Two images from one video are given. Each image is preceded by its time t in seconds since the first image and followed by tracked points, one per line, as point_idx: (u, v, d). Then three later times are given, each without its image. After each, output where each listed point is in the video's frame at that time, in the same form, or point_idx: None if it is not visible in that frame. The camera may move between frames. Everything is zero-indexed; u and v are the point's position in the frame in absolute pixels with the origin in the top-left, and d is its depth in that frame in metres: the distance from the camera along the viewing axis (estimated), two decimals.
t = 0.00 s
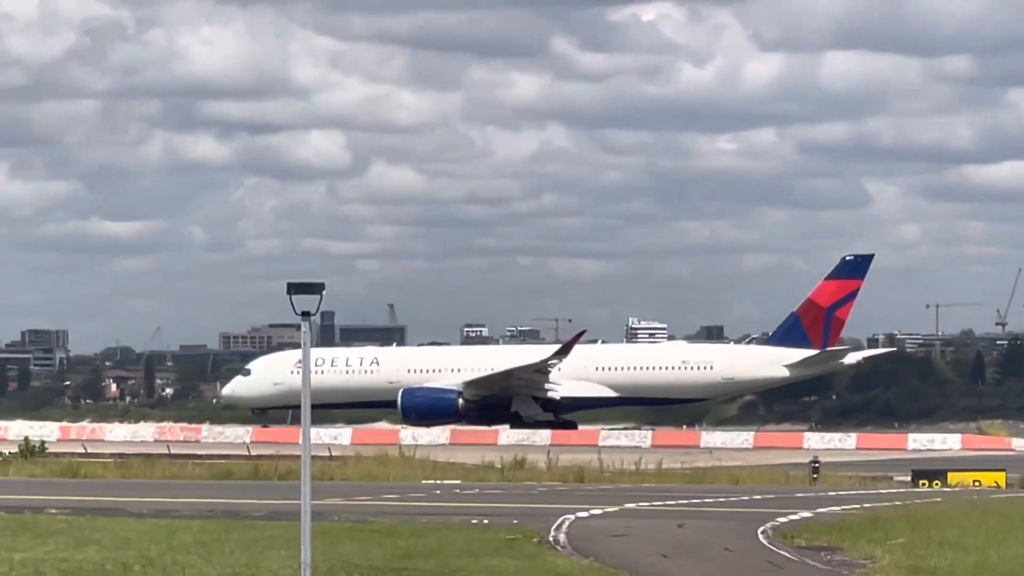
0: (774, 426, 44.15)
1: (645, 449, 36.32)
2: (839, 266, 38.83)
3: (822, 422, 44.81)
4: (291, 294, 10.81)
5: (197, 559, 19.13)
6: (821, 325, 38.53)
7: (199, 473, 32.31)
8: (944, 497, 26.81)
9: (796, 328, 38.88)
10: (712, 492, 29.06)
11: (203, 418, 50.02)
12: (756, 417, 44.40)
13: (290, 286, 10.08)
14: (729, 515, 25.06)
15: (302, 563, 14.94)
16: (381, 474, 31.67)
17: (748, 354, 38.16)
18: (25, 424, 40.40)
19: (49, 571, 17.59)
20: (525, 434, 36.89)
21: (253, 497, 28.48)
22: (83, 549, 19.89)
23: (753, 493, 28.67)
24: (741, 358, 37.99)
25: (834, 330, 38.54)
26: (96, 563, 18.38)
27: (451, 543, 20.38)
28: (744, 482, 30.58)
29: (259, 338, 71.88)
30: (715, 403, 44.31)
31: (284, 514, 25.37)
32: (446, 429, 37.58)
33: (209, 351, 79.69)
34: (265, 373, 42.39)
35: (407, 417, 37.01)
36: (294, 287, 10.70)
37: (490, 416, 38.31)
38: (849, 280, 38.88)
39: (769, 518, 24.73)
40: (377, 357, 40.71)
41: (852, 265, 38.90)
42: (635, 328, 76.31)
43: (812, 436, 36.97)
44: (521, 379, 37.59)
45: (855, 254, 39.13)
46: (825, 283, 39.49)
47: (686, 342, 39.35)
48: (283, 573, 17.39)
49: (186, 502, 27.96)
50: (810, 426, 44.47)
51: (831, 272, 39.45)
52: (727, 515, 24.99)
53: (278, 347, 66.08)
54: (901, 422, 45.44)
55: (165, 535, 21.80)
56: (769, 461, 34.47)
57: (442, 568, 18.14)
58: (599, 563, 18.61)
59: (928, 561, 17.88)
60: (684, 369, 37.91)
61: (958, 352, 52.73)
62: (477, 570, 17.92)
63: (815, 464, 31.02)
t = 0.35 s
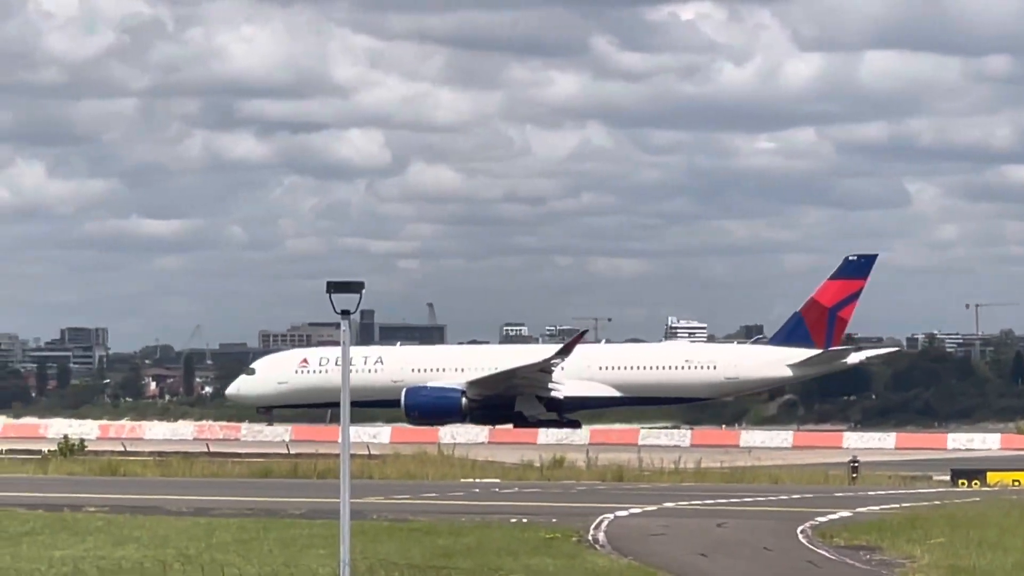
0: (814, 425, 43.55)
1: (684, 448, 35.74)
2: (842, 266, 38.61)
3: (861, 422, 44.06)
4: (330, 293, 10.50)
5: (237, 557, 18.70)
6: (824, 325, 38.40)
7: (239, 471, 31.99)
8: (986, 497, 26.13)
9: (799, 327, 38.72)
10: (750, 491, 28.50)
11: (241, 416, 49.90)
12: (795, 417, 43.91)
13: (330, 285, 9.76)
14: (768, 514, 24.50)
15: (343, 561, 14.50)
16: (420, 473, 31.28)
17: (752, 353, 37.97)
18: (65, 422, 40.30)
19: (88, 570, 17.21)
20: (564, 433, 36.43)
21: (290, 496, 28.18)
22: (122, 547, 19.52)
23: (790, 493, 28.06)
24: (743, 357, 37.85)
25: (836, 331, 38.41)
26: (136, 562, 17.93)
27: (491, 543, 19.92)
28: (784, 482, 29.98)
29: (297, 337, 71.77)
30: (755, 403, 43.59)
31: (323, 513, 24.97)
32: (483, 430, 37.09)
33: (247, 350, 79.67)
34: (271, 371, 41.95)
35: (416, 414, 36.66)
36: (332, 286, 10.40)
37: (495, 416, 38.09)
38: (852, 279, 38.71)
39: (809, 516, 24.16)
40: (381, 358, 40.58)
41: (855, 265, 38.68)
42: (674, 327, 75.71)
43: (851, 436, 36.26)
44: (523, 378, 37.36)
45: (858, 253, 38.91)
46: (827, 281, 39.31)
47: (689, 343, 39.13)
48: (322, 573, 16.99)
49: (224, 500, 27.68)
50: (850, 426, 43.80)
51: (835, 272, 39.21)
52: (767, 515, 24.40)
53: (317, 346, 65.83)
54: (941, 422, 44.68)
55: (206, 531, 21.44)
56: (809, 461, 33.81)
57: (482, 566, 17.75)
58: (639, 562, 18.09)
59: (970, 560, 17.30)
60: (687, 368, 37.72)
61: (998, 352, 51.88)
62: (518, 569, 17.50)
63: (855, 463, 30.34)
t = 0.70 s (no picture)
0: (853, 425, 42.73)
1: (721, 449, 35.30)
2: (842, 267, 38.09)
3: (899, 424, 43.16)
4: (369, 293, 10.17)
5: (274, 556, 18.39)
6: (825, 326, 37.89)
7: (276, 471, 31.79)
8: None
9: (800, 328, 38.21)
10: (786, 491, 28.02)
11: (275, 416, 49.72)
12: (832, 418, 43.39)
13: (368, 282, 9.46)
14: (805, 514, 24.03)
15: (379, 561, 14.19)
16: (457, 473, 31.03)
17: (752, 354, 37.44)
18: (102, 422, 40.24)
19: (125, 569, 16.97)
20: (602, 434, 36.18)
21: (327, 496, 27.95)
22: (160, 546, 19.26)
23: (826, 494, 27.54)
24: (744, 357, 37.32)
25: (837, 332, 37.90)
26: (172, 562, 17.64)
27: (528, 543, 19.61)
28: (821, 483, 29.43)
29: (335, 337, 71.68)
30: (792, 406, 43.30)
31: (360, 513, 24.71)
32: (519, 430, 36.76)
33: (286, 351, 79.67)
34: (273, 371, 40.80)
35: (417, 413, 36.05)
36: (370, 285, 10.06)
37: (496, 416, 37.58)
38: (853, 281, 38.18)
39: (846, 518, 23.69)
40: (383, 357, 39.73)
41: (856, 266, 38.17)
42: (712, 327, 75.10)
43: (888, 436, 35.64)
44: (524, 378, 36.94)
45: (859, 255, 38.41)
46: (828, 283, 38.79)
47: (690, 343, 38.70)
48: (359, 573, 16.69)
49: (261, 500, 27.48)
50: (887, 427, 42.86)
51: (836, 273, 38.66)
52: (803, 516, 23.90)
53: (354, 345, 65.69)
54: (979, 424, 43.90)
55: (244, 531, 21.19)
56: (844, 462, 33.22)
57: (518, 567, 17.41)
58: (676, 564, 17.67)
59: (1010, 562, 16.77)
60: (688, 369, 37.21)
61: None
62: (554, 569, 17.15)
63: (891, 464, 29.70)
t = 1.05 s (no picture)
0: (888, 427, 42.05)
1: (757, 449, 34.85)
2: (842, 268, 37.71)
3: (935, 424, 42.56)
4: (401, 293, 9.95)
5: (309, 557, 18.12)
6: (825, 328, 37.57)
7: (312, 471, 31.62)
8: None
9: (800, 330, 37.90)
10: (822, 492, 27.61)
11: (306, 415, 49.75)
12: (869, 419, 42.83)
13: (401, 288, 9.25)
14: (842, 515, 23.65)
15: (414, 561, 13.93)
16: (492, 473, 30.77)
17: (750, 354, 37.24)
18: (138, 422, 40.25)
19: (160, 569, 16.75)
20: (637, 434, 35.89)
21: (362, 496, 27.77)
22: (195, 546, 19.00)
23: (861, 494, 27.12)
24: (742, 357, 37.13)
25: (837, 333, 37.57)
26: (206, 562, 17.41)
27: (563, 543, 19.34)
28: (856, 484, 28.96)
29: (370, 337, 71.60)
30: (828, 408, 42.90)
31: (396, 513, 24.49)
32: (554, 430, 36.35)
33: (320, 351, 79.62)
34: (274, 371, 40.90)
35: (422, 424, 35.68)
36: (405, 286, 9.86)
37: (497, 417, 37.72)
38: (853, 282, 37.79)
39: (882, 519, 23.25)
40: (383, 358, 39.83)
41: (856, 268, 37.77)
42: (748, 327, 74.52)
43: (923, 437, 35.19)
44: (524, 379, 37.06)
45: (858, 256, 37.99)
46: (828, 284, 38.41)
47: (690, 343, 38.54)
48: (393, 573, 16.47)
49: (297, 500, 27.32)
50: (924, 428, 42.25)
51: (836, 273, 38.26)
52: (839, 517, 23.46)
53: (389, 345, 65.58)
54: (1016, 424, 43.25)
55: (279, 530, 20.94)
56: (880, 463, 32.71)
57: (552, 567, 17.14)
58: (710, 564, 17.36)
59: None
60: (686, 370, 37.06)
61: None
62: (589, 570, 16.85)
63: (926, 465, 29.16)
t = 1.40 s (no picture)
0: (922, 429, 41.41)
1: (792, 450, 34.35)
2: (841, 270, 37.04)
3: (970, 427, 41.70)
4: (437, 295, 9.72)
5: (344, 557, 17.93)
6: (824, 330, 36.92)
7: (347, 472, 31.50)
8: None
9: (798, 332, 37.27)
10: (858, 494, 27.18)
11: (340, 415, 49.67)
12: (904, 421, 42.34)
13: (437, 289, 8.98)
14: (879, 517, 23.25)
15: (450, 561, 13.71)
16: (528, 474, 30.53)
17: (749, 356, 36.71)
18: (175, 423, 40.25)
19: (197, 569, 16.59)
20: (672, 435, 35.59)
21: (398, 497, 27.56)
22: (230, 547, 18.82)
23: (899, 496, 26.68)
24: (741, 359, 36.60)
25: (836, 336, 36.94)
26: (242, 562, 17.27)
27: (597, 544, 19.08)
28: (892, 485, 28.51)
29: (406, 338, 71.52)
30: (862, 409, 42.76)
31: (431, 514, 24.28)
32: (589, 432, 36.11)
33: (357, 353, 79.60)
34: (274, 372, 40.40)
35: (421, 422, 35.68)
36: (441, 287, 9.64)
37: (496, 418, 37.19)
38: (852, 284, 37.13)
39: (920, 520, 22.82)
40: (384, 359, 39.39)
41: (855, 269, 37.10)
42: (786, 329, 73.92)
43: (959, 439, 34.61)
44: (523, 381, 36.61)
45: (857, 257, 37.33)
46: (827, 285, 37.75)
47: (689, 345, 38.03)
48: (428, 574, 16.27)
49: (333, 501, 27.15)
50: (959, 430, 41.51)
51: (835, 274, 37.58)
52: (875, 518, 23.05)
53: (424, 346, 65.47)
54: None
55: (314, 532, 20.79)
56: (915, 465, 32.19)
57: (587, 567, 16.92)
58: (745, 565, 17.11)
59: None
60: (684, 372, 36.56)
61: None
62: (626, 571, 16.61)
63: (963, 467, 28.64)
